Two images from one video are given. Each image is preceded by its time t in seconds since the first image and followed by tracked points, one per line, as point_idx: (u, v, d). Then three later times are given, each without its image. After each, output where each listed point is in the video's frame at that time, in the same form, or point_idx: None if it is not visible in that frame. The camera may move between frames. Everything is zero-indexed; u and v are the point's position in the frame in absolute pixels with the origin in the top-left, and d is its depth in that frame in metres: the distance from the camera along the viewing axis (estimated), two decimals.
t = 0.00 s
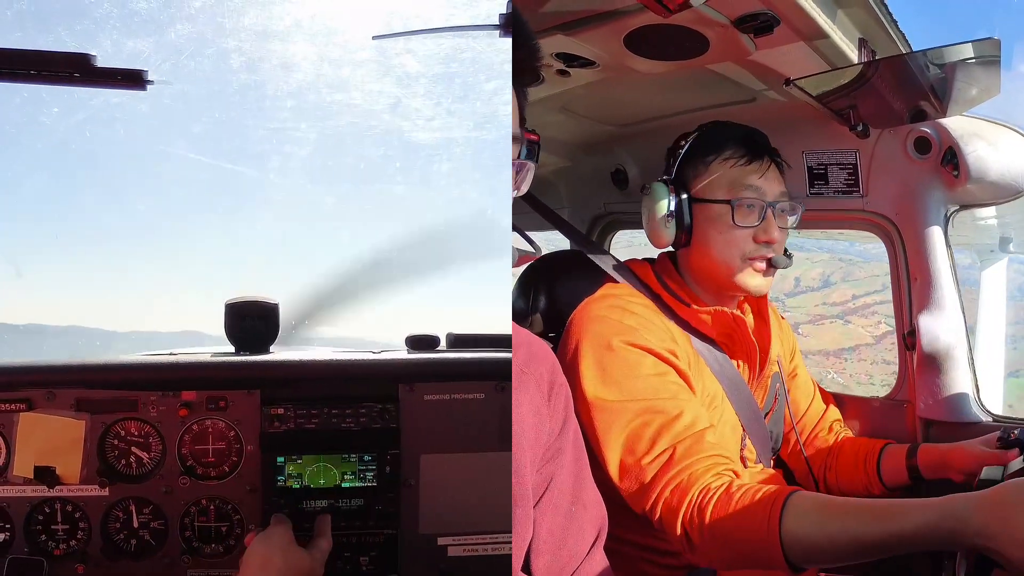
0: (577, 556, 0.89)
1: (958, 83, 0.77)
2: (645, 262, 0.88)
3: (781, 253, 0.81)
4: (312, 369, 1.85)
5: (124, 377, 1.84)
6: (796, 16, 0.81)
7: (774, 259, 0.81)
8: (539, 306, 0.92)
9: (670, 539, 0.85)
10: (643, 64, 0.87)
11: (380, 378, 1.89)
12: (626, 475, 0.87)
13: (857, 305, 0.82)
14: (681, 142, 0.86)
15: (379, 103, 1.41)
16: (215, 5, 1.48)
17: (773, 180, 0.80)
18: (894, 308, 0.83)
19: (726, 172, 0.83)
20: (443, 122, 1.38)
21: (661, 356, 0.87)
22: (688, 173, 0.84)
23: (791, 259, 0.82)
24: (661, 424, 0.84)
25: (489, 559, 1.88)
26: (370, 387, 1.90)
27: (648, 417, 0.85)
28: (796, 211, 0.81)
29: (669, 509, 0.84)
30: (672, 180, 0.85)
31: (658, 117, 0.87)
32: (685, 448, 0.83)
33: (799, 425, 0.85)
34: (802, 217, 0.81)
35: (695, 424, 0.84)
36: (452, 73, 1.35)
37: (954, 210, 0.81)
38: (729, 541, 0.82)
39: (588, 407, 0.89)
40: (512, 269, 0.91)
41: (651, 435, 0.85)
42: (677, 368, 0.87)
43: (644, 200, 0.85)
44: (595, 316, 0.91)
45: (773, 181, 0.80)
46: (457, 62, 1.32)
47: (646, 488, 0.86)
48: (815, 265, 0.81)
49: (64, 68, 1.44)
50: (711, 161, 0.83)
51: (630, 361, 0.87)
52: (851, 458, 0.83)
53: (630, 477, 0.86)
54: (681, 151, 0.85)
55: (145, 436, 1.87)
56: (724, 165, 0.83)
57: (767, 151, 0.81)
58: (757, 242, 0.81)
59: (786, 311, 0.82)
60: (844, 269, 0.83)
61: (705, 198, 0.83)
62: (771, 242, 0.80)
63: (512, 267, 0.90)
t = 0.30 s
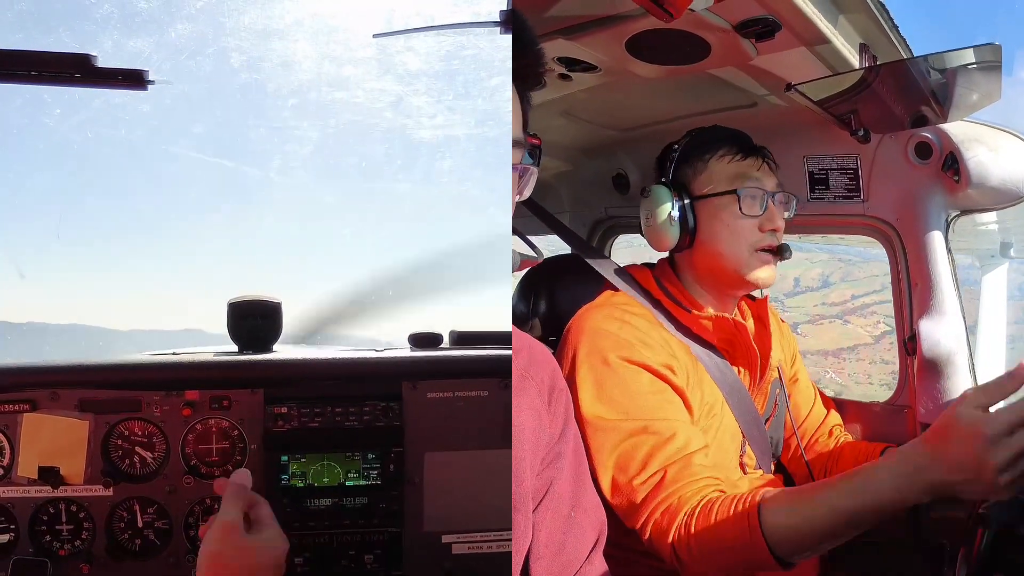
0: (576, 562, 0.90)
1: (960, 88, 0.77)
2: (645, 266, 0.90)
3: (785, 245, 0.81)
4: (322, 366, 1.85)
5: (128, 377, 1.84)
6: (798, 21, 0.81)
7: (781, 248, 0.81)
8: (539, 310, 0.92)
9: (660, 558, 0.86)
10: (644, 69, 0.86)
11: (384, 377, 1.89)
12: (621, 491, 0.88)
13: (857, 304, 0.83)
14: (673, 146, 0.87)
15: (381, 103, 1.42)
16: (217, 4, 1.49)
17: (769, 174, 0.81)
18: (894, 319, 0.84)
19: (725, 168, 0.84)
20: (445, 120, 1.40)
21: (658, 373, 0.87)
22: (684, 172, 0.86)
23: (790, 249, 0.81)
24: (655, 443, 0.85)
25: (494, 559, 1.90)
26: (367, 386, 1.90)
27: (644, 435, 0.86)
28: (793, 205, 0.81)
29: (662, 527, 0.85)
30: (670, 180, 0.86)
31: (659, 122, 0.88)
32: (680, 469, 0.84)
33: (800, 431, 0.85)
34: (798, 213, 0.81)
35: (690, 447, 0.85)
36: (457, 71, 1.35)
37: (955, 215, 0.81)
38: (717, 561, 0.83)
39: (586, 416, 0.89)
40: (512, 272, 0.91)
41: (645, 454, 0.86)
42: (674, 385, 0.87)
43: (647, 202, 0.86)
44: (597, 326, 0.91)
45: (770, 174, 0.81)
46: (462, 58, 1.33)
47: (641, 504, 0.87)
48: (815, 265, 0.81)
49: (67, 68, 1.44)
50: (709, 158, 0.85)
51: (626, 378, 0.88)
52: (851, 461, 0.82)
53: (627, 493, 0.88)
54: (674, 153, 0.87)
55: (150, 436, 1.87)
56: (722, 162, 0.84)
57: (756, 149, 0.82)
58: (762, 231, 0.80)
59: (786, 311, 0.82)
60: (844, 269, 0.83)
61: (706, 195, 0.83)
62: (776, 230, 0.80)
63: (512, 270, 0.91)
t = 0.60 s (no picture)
0: (576, 564, 0.92)
1: (960, 91, 0.78)
2: (644, 266, 0.90)
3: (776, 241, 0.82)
4: (323, 365, 1.85)
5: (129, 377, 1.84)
6: (799, 23, 0.81)
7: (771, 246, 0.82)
8: (539, 311, 0.91)
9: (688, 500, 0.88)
10: (643, 71, 0.86)
11: (386, 375, 1.90)
12: (637, 446, 0.87)
13: (857, 305, 0.81)
14: (661, 146, 0.87)
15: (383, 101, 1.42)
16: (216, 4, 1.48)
17: (758, 172, 0.82)
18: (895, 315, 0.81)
19: (714, 168, 0.85)
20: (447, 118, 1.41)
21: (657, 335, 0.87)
22: (674, 172, 0.87)
23: (781, 246, 0.82)
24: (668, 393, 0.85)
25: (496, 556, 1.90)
26: (381, 383, 1.91)
27: (655, 387, 0.86)
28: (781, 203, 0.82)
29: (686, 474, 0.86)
30: (659, 180, 0.87)
31: (658, 124, 0.87)
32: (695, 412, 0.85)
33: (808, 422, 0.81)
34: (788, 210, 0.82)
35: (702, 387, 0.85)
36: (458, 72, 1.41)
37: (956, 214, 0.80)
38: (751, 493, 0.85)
39: (588, 408, 0.88)
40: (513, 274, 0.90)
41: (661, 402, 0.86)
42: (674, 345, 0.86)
43: (633, 203, 0.87)
44: (596, 305, 0.89)
45: (758, 172, 0.82)
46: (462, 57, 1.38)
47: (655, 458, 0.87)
48: (814, 266, 0.82)
49: (64, 69, 1.43)
50: (697, 158, 0.85)
51: (628, 343, 0.88)
52: (851, 463, 0.83)
53: (639, 453, 0.87)
54: (662, 154, 0.87)
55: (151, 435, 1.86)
56: (710, 161, 0.85)
57: (743, 147, 0.83)
58: (753, 229, 0.82)
59: (784, 312, 0.83)
60: (843, 270, 0.83)
61: (696, 195, 0.85)
62: (767, 228, 0.82)
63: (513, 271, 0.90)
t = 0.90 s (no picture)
0: (578, 563, 0.90)
1: (963, 89, 0.76)
2: (644, 265, 0.90)
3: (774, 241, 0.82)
4: (327, 363, 1.85)
5: (131, 376, 1.84)
6: (800, 22, 0.81)
7: (770, 246, 0.82)
8: (540, 311, 0.92)
9: (699, 486, 0.88)
10: (644, 70, 0.87)
11: (387, 375, 1.91)
12: (641, 431, 0.87)
13: (856, 306, 0.81)
14: (657, 142, 0.88)
15: (384, 103, 1.37)
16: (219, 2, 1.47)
17: (755, 171, 0.82)
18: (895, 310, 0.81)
19: (711, 167, 0.85)
20: (450, 117, 1.37)
21: (655, 323, 0.88)
22: (672, 173, 0.86)
23: (779, 246, 0.82)
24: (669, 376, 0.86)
25: (495, 556, 1.91)
26: (378, 382, 1.92)
27: (656, 371, 0.87)
28: (779, 204, 0.82)
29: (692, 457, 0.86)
30: (654, 181, 0.87)
31: (660, 121, 0.88)
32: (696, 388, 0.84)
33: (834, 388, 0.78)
34: (783, 209, 0.82)
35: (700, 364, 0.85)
36: (459, 69, 1.34)
37: (957, 216, 0.81)
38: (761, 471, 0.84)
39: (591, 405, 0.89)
40: (515, 274, 0.91)
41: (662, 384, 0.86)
42: (670, 332, 0.88)
43: (630, 203, 0.87)
44: (596, 301, 0.91)
45: (757, 171, 0.82)
46: (465, 56, 1.30)
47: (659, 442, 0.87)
48: (813, 268, 0.82)
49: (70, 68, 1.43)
50: (694, 158, 0.85)
51: (625, 328, 0.89)
52: (853, 461, 0.83)
53: (643, 438, 0.88)
54: (657, 152, 0.88)
55: (153, 434, 1.85)
56: (709, 161, 0.85)
57: (742, 144, 0.83)
58: (750, 231, 0.82)
59: (783, 314, 0.82)
60: (843, 271, 0.83)
61: (693, 195, 0.85)
62: (765, 229, 0.82)
63: (516, 272, 0.90)
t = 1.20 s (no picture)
0: (583, 556, 0.90)
1: (964, 82, 0.77)
2: (646, 261, 0.90)
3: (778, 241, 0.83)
4: (325, 366, 1.83)
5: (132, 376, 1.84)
6: (801, 16, 0.81)
7: (771, 247, 0.83)
8: (543, 306, 0.93)
9: (697, 486, 0.87)
10: (646, 65, 0.87)
11: (387, 377, 1.88)
12: (640, 429, 0.87)
13: (852, 309, 0.81)
14: (663, 138, 0.88)
15: (385, 103, 1.36)
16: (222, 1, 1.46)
17: (760, 170, 0.82)
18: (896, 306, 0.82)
19: (714, 166, 0.85)
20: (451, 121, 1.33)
21: (657, 321, 0.88)
22: (676, 172, 0.87)
23: (782, 247, 0.83)
24: (669, 375, 0.86)
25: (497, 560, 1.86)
26: (385, 385, 1.90)
27: (655, 368, 0.87)
28: (784, 203, 0.82)
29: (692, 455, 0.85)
30: (658, 179, 0.88)
31: (662, 117, 0.87)
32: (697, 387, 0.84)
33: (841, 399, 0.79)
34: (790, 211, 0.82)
35: (701, 364, 0.85)
36: (462, 73, 1.30)
37: (959, 209, 0.82)
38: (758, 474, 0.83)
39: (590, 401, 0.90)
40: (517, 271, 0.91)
41: (663, 380, 0.86)
42: (673, 331, 0.87)
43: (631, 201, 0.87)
44: (596, 300, 0.91)
45: (762, 171, 0.82)
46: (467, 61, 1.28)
47: (658, 439, 0.86)
48: (812, 271, 0.81)
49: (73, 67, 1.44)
50: (698, 156, 0.86)
51: (628, 325, 0.89)
52: (856, 460, 0.82)
53: (643, 436, 0.87)
54: (663, 150, 0.88)
55: (153, 434, 1.86)
56: (713, 160, 0.85)
57: (749, 142, 0.83)
58: (753, 232, 0.83)
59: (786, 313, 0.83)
60: (841, 274, 0.82)
61: (697, 194, 0.86)
62: (768, 231, 0.83)
63: (518, 268, 0.91)
